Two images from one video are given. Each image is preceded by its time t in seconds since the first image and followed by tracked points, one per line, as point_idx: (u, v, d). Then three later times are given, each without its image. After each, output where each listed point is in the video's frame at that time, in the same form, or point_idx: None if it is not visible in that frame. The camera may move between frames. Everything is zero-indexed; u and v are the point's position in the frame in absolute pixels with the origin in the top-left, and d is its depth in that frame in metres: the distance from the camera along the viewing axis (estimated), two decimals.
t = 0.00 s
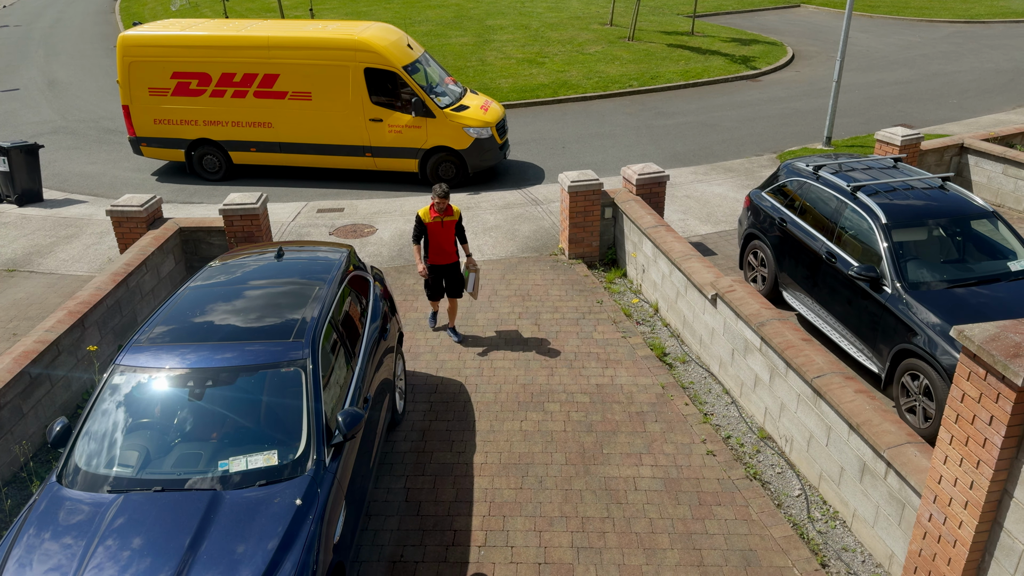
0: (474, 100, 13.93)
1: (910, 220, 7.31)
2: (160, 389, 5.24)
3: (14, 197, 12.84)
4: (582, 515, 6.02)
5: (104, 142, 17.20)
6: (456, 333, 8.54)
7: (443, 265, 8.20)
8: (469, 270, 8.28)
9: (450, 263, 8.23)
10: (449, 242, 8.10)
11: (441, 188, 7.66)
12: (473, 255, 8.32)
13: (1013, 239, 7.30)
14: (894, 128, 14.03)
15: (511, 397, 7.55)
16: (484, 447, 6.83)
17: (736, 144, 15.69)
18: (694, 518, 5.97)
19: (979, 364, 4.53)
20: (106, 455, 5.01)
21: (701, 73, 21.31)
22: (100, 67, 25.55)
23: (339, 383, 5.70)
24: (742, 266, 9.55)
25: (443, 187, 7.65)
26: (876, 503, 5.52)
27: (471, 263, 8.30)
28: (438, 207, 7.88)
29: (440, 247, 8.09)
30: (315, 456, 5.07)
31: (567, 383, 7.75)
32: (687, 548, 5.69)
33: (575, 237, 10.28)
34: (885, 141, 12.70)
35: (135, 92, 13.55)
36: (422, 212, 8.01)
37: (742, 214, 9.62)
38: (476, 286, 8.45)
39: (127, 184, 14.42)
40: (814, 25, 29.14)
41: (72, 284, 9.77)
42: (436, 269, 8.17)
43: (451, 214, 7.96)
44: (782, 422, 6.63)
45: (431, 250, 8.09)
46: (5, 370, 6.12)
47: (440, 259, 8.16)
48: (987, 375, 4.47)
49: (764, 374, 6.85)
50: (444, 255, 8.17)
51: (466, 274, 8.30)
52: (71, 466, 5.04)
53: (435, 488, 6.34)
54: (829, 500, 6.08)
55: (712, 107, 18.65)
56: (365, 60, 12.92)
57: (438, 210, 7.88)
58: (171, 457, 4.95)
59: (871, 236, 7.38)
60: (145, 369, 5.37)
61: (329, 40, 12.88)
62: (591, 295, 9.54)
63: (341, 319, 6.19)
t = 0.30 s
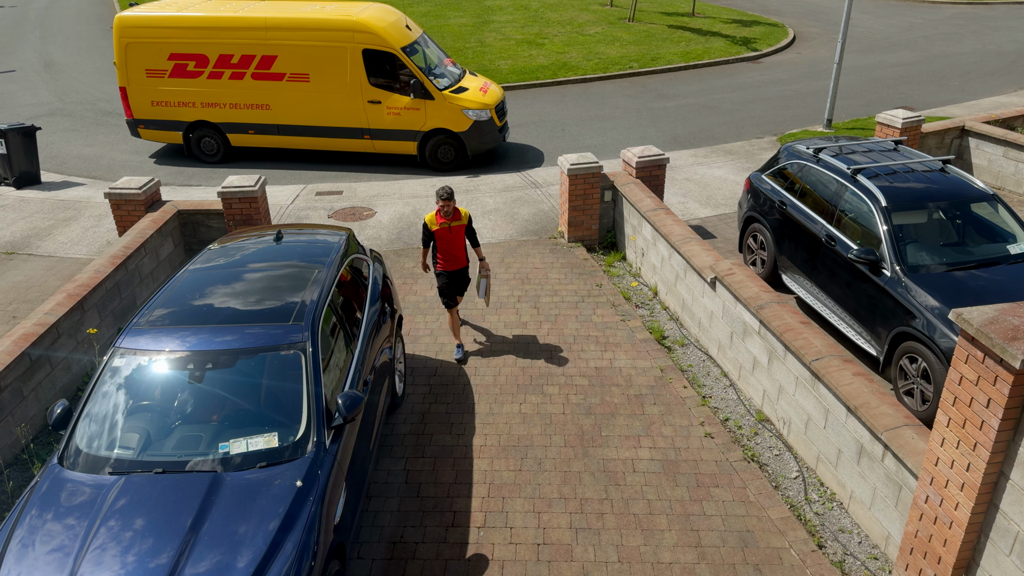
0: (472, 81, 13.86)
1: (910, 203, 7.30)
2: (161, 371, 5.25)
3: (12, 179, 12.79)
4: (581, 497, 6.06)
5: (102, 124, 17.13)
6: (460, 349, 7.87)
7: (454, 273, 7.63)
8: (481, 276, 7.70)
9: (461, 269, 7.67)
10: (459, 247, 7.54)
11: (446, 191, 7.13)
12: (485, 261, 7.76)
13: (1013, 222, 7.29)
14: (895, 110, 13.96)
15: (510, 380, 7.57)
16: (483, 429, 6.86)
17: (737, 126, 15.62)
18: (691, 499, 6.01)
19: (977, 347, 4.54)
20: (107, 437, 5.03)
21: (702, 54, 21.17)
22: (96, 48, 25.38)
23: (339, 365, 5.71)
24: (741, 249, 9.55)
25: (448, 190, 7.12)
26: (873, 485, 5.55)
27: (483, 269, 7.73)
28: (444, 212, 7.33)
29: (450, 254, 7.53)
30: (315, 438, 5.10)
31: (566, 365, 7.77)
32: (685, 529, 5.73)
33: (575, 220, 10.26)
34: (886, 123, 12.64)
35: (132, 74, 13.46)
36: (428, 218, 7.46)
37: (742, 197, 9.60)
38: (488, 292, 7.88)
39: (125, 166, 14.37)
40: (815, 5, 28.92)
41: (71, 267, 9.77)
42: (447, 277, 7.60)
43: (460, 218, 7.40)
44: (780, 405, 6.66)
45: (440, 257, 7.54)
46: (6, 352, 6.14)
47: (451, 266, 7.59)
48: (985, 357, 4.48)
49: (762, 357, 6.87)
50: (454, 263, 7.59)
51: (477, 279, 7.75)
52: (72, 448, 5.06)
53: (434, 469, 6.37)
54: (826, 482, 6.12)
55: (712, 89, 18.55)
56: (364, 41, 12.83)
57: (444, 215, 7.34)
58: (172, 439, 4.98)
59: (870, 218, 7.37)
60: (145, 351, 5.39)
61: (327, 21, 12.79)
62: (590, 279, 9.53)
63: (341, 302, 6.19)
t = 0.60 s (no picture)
0: (471, 61, 13.77)
1: (911, 184, 7.28)
2: (160, 352, 5.27)
3: (9, 159, 12.74)
4: (579, 476, 6.09)
5: (99, 104, 17.03)
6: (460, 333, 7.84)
7: (461, 271, 7.24)
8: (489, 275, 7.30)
9: (468, 268, 7.27)
10: (466, 245, 7.13)
11: (454, 186, 6.69)
12: (493, 259, 7.36)
13: (1013, 203, 7.28)
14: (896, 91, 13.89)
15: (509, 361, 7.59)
16: (482, 410, 6.89)
17: (737, 107, 15.54)
18: (689, 479, 6.05)
19: (975, 328, 4.56)
20: (107, 417, 5.05)
21: (703, 34, 21.02)
22: (92, 26, 25.17)
23: (338, 346, 5.72)
24: (741, 231, 9.53)
25: (457, 185, 6.69)
26: (870, 465, 5.58)
27: (491, 268, 7.34)
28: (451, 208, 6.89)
29: (457, 252, 7.12)
30: (315, 418, 5.12)
31: (565, 346, 7.78)
32: (683, 509, 5.77)
33: (574, 201, 10.24)
34: (887, 104, 12.59)
35: (128, 53, 13.37)
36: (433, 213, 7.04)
37: (742, 178, 9.56)
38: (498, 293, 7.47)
39: (122, 146, 14.30)
40: None
41: (70, 247, 9.76)
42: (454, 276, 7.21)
43: (467, 214, 6.96)
44: (778, 386, 6.69)
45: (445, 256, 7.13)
46: (5, 333, 6.15)
47: (457, 265, 7.20)
48: (982, 339, 4.49)
49: (761, 338, 6.89)
50: (461, 261, 7.20)
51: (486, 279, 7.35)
52: (73, 428, 5.08)
53: (434, 450, 6.41)
54: (823, 462, 6.16)
55: (713, 69, 18.44)
56: (361, 20, 12.73)
57: (451, 211, 6.91)
58: (172, 420, 4.99)
59: (870, 199, 7.35)
60: (145, 332, 5.39)
61: None
62: (590, 260, 9.53)
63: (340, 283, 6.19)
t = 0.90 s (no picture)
0: (469, 43, 13.69)
1: (909, 169, 7.27)
2: (157, 336, 5.27)
3: (4, 142, 12.67)
4: (576, 460, 6.12)
5: (93, 86, 16.92)
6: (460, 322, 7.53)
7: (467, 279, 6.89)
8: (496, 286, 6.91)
9: (476, 276, 6.92)
10: (475, 253, 6.79)
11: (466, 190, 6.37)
12: (503, 269, 6.98)
13: (1011, 188, 7.27)
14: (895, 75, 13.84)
15: (506, 345, 7.60)
16: (480, 394, 6.91)
17: (736, 91, 15.48)
18: (685, 462, 6.08)
19: (971, 313, 4.57)
20: (105, 399, 5.06)
21: (702, 17, 20.89)
22: (86, 7, 24.97)
23: (336, 330, 5.72)
24: (739, 215, 9.53)
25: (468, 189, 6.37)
26: (865, 449, 5.61)
27: (501, 279, 6.96)
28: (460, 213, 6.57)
29: (465, 258, 6.77)
30: (313, 402, 5.12)
31: (562, 331, 7.80)
32: (678, 492, 5.80)
33: (572, 186, 10.21)
34: (886, 88, 12.55)
35: (123, 35, 13.26)
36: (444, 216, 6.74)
37: (741, 162, 9.54)
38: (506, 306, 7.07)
39: (117, 129, 14.22)
40: None
41: (65, 230, 9.73)
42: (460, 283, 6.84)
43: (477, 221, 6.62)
44: (774, 370, 6.71)
45: (453, 262, 6.80)
46: (2, 316, 6.14)
47: (465, 272, 6.85)
48: (978, 323, 4.51)
49: (757, 322, 6.90)
50: (468, 269, 6.86)
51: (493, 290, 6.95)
52: (70, 411, 5.08)
53: (432, 433, 6.43)
54: (819, 446, 6.19)
55: (711, 52, 18.35)
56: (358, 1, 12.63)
57: (461, 215, 6.57)
58: (170, 403, 5.00)
59: (868, 184, 7.34)
60: (142, 316, 5.39)
61: None
62: (587, 245, 9.52)
63: (337, 268, 6.18)
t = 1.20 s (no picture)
0: (465, 24, 13.60)
1: (905, 151, 7.25)
2: (153, 318, 5.26)
3: None
4: (572, 442, 6.15)
5: (86, 66, 16.78)
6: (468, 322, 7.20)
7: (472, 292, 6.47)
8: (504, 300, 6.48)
9: (481, 289, 6.49)
10: (480, 265, 6.34)
11: (465, 199, 5.94)
12: (511, 281, 6.53)
13: (1007, 171, 7.27)
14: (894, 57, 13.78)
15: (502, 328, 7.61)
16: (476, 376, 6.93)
17: (733, 72, 15.41)
18: (680, 444, 6.11)
19: (966, 296, 4.58)
20: (101, 381, 5.06)
21: None
22: None
23: (332, 313, 5.73)
24: (735, 198, 9.52)
25: (468, 198, 5.94)
26: (859, 431, 5.64)
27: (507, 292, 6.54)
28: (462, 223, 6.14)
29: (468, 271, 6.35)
30: (310, 384, 5.13)
31: (559, 314, 7.80)
32: (674, 473, 5.84)
33: (569, 168, 10.18)
34: (883, 70, 12.50)
35: (116, 15, 13.15)
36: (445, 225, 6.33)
37: (738, 145, 9.52)
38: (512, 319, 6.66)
39: (111, 110, 14.12)
40: None
41: (60, 212, 9.69)
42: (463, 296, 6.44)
43: (480, 231, 6.18)
44: (769, 352, 6.73)
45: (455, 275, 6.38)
46: None
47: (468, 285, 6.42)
48: (973, 306, 4.52)
49: (753, 305, 6.92)
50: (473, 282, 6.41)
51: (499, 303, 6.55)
52: (66, 393, 5.08)
53: (428, 415, 6.45)
54: (813, 428, 6.22)
55: (710, 34, 18.25)
56: None
57: (462, 226, 6.15)
58: (166, 385, 5.00)
59: (865, 167, 7.33)
60: (138, 298, 5.38)
61: None
62: (583, 228, 9.51)
63: (333, 250, 6.17)
